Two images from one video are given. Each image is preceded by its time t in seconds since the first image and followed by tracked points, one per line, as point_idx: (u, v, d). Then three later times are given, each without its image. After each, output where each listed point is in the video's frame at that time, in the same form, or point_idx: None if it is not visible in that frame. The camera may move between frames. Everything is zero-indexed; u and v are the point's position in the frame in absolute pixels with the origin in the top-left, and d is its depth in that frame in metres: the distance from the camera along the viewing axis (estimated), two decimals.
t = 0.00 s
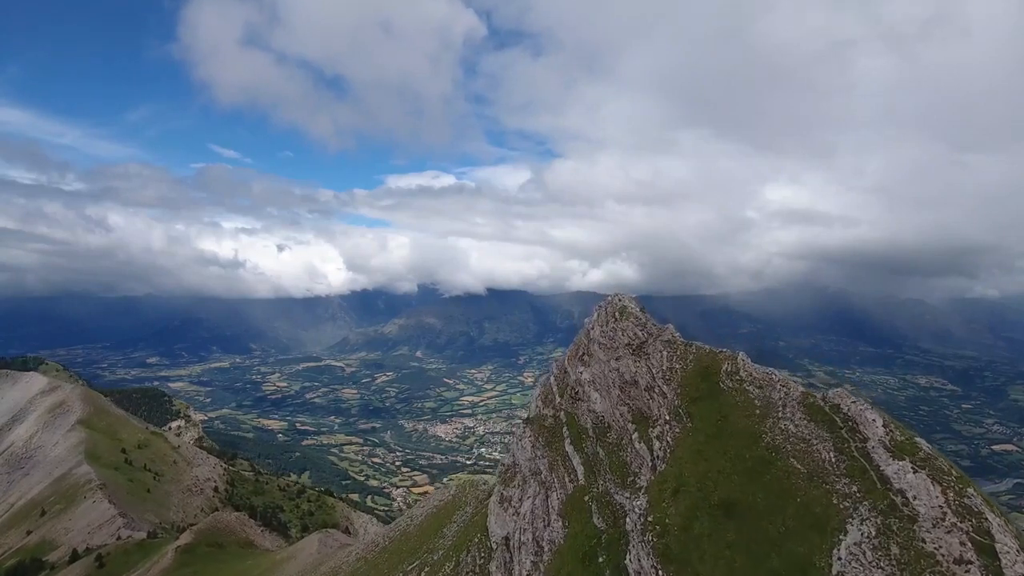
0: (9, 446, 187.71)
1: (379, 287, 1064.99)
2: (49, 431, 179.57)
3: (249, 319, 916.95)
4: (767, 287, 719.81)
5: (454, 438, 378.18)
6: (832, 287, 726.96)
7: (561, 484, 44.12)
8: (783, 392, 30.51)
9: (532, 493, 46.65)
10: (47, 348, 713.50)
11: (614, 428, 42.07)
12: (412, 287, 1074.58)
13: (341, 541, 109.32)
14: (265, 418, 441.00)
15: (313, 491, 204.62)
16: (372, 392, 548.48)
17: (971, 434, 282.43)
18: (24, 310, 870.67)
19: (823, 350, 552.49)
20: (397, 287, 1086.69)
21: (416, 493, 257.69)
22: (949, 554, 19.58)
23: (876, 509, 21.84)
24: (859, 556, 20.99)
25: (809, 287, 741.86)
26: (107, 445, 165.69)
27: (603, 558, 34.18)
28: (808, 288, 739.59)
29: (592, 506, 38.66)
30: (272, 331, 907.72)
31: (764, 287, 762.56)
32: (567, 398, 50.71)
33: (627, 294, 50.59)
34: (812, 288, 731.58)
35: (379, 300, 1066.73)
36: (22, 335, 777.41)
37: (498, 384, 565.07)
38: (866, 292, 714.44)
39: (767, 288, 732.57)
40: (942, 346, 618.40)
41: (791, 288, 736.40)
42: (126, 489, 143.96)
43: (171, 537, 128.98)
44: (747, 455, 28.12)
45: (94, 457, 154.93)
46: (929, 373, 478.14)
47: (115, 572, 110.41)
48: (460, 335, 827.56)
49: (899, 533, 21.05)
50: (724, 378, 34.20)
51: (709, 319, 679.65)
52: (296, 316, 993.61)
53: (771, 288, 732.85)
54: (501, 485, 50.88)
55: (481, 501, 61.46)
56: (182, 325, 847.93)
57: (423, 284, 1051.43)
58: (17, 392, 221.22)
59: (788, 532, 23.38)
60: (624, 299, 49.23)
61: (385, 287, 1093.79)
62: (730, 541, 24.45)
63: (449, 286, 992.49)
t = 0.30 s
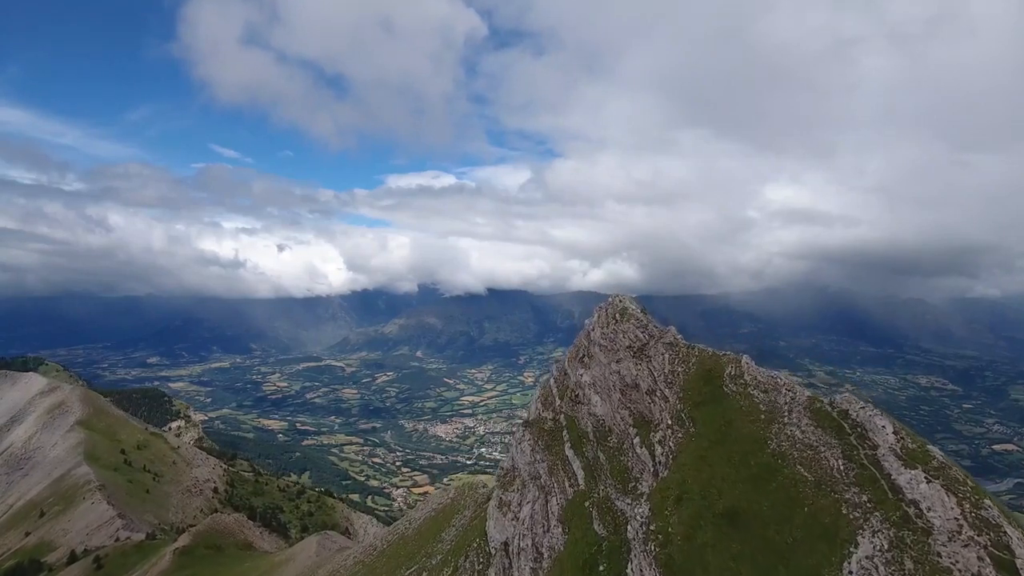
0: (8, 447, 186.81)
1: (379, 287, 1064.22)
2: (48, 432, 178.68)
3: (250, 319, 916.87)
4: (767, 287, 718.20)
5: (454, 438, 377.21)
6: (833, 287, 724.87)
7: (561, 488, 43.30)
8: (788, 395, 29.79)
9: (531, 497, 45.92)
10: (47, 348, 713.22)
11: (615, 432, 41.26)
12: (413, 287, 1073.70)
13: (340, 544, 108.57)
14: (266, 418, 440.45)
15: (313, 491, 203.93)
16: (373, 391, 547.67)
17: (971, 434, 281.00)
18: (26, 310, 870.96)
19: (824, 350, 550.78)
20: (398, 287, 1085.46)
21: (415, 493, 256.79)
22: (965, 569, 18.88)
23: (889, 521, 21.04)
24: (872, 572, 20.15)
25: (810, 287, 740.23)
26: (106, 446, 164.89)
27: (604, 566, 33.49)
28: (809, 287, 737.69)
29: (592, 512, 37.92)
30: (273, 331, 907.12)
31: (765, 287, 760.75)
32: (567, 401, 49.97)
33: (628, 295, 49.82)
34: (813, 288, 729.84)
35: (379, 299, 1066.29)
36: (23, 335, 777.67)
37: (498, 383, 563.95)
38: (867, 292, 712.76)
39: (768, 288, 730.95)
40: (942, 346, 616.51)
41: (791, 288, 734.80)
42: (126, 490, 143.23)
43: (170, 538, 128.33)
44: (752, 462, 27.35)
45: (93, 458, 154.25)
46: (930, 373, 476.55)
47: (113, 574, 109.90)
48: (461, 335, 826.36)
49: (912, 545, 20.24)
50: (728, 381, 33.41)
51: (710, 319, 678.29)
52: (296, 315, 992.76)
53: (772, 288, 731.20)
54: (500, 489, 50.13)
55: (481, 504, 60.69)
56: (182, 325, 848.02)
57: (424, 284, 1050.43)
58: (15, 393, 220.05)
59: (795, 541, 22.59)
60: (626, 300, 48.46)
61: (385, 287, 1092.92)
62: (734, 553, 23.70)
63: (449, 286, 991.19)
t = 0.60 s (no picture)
0: (6, 447, 186.11)
1: (379, 287, 1064.22)
2: (47, 432, 177.95)
3: (250, 319, 915.75)
4: (768, 287, 717.48)
5: (454, 438, 376.66)
6: (833, 287, 724.12)
7: (561, 493, 42.58)
8: (794, 400, 29.11)
9: (530, 502, 45.13)
10: (48, 348, 713.33)
11: (615, 436, 40.48)
12: (413, 287, 1073.30)
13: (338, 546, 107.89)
14: (266, 418, 439.91)
15: (312, 492, 202.88)
16: (373, 391, 547.00)
17: (971, 434, 279.90)
18: (26, 310, 871.08)
19: (824, 350, 549.97)
20: (398, 287, 1085.20)
21: (415, 493, 255.77)
22: None
23: (901, 533, 20.47)
24: None
25: (810, 287, 739.24)
26: (105, 446, 164.22)
27: None
28: (809, 287, 736.71)
29: (593, 519, 37.08)
30: (273, 331, 906.69)
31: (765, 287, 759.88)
32: (567, 404, 49.12)
33: (629, 296, 49.04)
34: (813, 288, 729.10)
35: (379, 299, 1065.58)
36: (23, 335, 777.49)
37: (499, 383, 563.14)
38: (867, 292, 711.39)
39: (768, 288, 730.02)
40: (943, 346, 615.09)
41: (792, 288, 733.79)
42: (124, 491, 142.39)
43: (168, 540, 127.38)
44: (757, 470, 26.66)
45: (92, 458, 153.51)
46: (930, 373, 475.69)
47: None
48: (461, 335, 825.47)
49: (928, 560, 19.61)
50: (731, 385, 32.66)
51: (710, 319, 677.50)
52: (297, 315, 992.30)
53: (772, 288, 730.35)
54: (498, 494, 49.38)
55: (479, 508, 59.99)
56: (183, 325, 847.97)
57: (424, 284, 1049.97)
58: (14, 394, 219.36)
59: (804, 554, 21.86)
60: (626, 301, 47.73)
61: (385, 287, 1092.53)
62: (742, 565, 22.92)
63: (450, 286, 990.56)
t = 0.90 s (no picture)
0: (5, 448, 185.29)
1: (380, 287, 1063.67)
2: (46, 433, 177.11)
3: (250, 319, 914.89)
4: (768, 287, 716.42)
5: (455, 438, 375.87)
6: (834, 287, 722.89)
7: (561, 499, 41.75)
8: (800, 405, 28.43)
9: (530, 508, 44.30)
10: (48, 348, 712.99)
11: (617, 441, 39.69)
12: (413, 287, 1072.52)
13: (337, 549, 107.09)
14: (266, 417, 439.38)
15: (312, 493, 202.03)
16: (373, 392, 546.33)
17: (972, 434, 278.84)
18: (27, 310, 870.83)
19: (825, 350, 548.89)
20: (398, 287, 1084.52)
21: (415, 494, 255.03)
22: None
23: (917, 550, 19.85)
24: None
25: (810, 287, 737.93)
26: (104, 447, 163.37)
27: None
28: (809, 288, 735.46)
29: (593, 526, 36.35)
30: (273, 331, 906.26)
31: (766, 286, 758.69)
32: (567, 408, 48.31)
33: (630, 298, 48.19)
34: (813, 288, 727.91)
35: (380, 299, 1064.71)
36: (23, 335, 776.88)
37: (499, 383, 562.39)
38: (867, 292, 709.79)
39: (769, 288, 728.96)
40: (943, 346, 613.33)
41: (792, 288, 732.54)
42: (123, 493, 141.55)
43: (167, 541, 126.35)
44: (762, 479, 25.83)
45: (92, 459, 152.76)
46: (931, 373, 473.89)
47: None
48: (461, 334, 824.51)
49: None
50: (735, 390, 31.88)
51: (711, 319, 676.58)
52: (297, 316, 991.72)
53: (773, 288, 729.22)
54: (498, 500, 48.51)
55: (478, 512, 59.35)
56: (183, 325, 847.41)
57: (424, 284, 1049.35)
58: (13, 394, 218.66)
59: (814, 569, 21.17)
60: (627, 303, 46.93)
61: (386, 287, 1091.81)
62: None
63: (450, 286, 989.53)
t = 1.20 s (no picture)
0: (4, 449, 184.50)
1: (380, 288, 1063.26)
2: (45, 434, 176.26)
3: (250, 319, 913.87)
4: (768, 287, 715.59)
5: (455, 438, 375.33)
6: (834, 287, 721.75)
7: (561, 506, 40.93)
8: (809, 413, 27.77)
9: (529, 515, 43.46)
10: (48, 348, 712.64)
11: (618, 446, 38.90)
12: (413, 287, 1071.79)
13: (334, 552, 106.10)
14: (266, 418, 438.87)
15: (311, 493, 201.26)
16: (374, 392, 545.59)
17: (972, 434, 278.10)
18: (27, 309, 870.21)
19: (825, 350, 548.08)
20: (398, 287, 1083.73)
21: (415, 494, 254.66)
22: None
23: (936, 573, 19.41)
24: None
25: (810, 287, 736.89)
26: (104, 448, 162.58)
27: None
28: (809, 287, 734.27)
29: (593, 535, 35.46)
30: (273, 331, 905.59)
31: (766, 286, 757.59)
32: (567, 412, 47.50)
33: (632, 300, 47.45)
34: (813, 288, 726.79)
35: (380, 299, 1063.40)
36: (23, 335, 776.13)
37: (499, 383, 561.86)
38: (868, 292, 708.54)
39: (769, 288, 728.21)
40: (943, 346, 612.19)
41: (792, 288, 731.62)
42: (123, 494, 140.74)
43: (165, 543, 125.51)
44: (770, 491, 25.03)
45: (91, 460, 151.99)
46: (931, 373, 472.82)
47: None
48: (461, 334, 823.81)
49: None
50: (740, 396, 30.99)
51: (711, 319, 675.64)
52: (297, 315, 991.14)
53: (773, 288, 728.41)
54: (496, 506, 47.75)
55: (477, 518, 58.56)
56: (183, 325, 846.74)
57: (425, 284, 1048.86)
58: (12, 395, 217.62)
59: None
60: (629, 305, 46.12)
61: (386, 287, 1091.18)
62: None
63: (450, 286, 988.43)
